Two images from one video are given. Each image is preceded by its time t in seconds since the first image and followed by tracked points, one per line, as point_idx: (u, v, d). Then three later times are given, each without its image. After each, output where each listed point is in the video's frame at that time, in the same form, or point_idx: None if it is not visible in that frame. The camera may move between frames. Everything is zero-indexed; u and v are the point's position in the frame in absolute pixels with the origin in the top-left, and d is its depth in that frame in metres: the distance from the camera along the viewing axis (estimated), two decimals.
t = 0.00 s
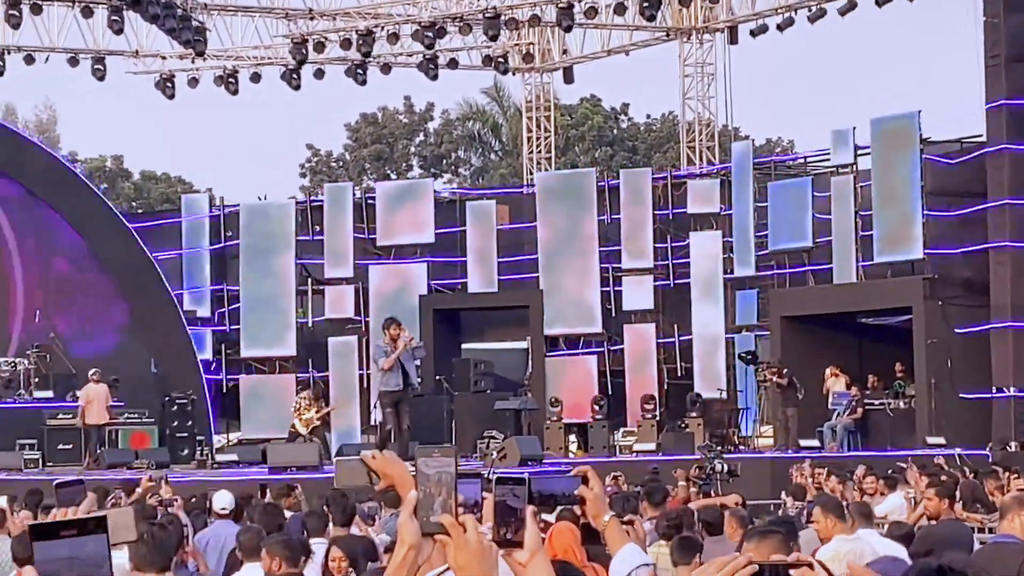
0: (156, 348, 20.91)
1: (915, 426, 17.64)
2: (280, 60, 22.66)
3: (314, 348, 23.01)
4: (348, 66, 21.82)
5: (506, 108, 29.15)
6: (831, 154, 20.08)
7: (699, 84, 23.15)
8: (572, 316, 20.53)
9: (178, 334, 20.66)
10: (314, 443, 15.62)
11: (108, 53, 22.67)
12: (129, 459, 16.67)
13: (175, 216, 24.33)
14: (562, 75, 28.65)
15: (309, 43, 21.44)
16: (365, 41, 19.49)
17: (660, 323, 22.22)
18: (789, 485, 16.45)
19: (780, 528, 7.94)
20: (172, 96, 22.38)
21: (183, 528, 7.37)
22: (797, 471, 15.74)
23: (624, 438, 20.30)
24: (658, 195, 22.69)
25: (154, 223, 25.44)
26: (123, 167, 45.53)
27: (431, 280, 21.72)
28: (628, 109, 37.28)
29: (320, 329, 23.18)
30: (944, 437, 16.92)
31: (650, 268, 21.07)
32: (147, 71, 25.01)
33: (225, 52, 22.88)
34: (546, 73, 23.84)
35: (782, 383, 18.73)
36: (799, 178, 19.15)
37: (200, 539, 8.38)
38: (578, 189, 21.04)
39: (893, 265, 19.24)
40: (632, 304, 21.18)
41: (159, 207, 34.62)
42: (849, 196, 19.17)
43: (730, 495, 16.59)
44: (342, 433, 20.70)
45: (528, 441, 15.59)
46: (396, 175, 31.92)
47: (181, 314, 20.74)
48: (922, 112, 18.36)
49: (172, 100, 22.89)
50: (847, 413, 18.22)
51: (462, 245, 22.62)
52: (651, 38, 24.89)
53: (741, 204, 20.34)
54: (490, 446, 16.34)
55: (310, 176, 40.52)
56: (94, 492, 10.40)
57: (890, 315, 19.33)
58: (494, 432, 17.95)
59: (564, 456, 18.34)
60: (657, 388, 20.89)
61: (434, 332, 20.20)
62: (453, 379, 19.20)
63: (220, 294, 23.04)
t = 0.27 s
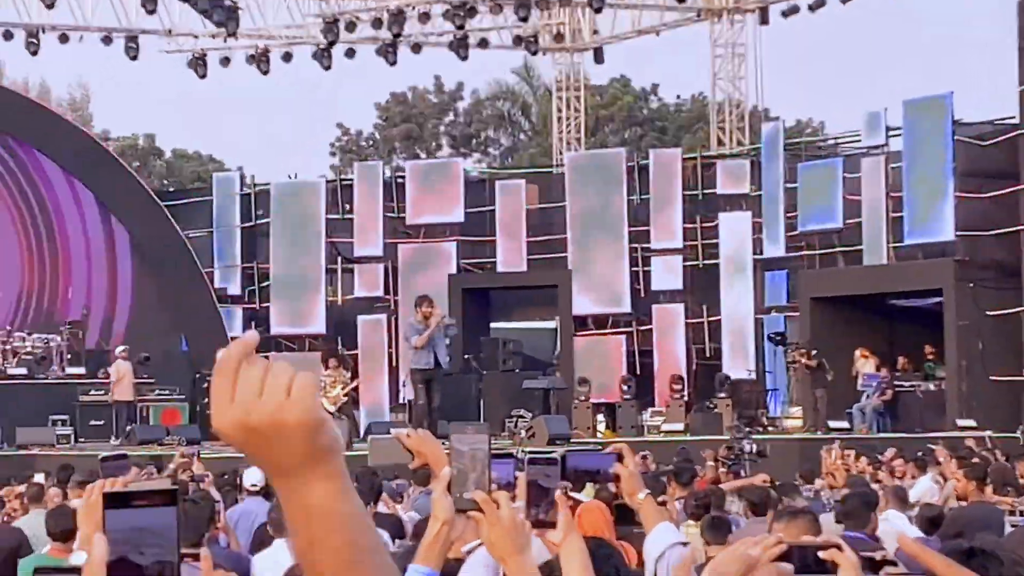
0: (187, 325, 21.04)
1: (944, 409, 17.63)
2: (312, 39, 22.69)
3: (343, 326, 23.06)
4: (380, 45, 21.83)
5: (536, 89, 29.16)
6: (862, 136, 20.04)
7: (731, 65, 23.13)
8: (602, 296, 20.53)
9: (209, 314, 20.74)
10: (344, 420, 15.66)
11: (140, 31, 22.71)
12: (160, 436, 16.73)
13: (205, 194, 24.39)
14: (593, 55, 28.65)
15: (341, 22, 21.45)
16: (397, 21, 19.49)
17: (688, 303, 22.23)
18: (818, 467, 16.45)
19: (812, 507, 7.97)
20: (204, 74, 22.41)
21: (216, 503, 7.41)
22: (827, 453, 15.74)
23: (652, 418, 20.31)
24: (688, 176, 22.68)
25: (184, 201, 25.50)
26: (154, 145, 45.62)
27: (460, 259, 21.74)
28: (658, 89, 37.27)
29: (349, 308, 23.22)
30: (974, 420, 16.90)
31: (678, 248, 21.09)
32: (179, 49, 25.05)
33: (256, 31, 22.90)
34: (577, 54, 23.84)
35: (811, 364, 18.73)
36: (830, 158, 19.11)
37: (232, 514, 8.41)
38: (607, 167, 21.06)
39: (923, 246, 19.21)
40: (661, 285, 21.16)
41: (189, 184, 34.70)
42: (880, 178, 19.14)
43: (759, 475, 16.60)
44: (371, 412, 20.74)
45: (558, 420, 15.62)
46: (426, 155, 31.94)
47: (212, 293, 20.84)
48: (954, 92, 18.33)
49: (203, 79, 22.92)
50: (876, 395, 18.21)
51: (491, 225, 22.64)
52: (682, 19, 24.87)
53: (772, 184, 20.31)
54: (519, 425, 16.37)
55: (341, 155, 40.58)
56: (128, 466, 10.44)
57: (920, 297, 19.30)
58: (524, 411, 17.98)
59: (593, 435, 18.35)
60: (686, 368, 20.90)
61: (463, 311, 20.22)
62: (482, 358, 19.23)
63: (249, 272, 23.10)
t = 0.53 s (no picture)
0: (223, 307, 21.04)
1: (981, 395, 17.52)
2: (349, 21, 22.63)
3: (378, 308, 23.04)
4: (416, 27, 21.76)
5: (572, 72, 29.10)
6: (901, 120, 19.91)
7: (768, 49, 23.02)
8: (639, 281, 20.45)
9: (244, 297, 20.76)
10: (379, 403, 15.64)
11: (177, 13, 22.67)
12: (196, 417, 16.72)
13: (241, 176, 24.38)
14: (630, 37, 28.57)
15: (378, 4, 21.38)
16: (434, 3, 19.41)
17: (724, 288, 22.14)
18: (856, 453, 16.37)
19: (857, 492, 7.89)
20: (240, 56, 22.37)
21: (255, 485, 7.37)
22: (865, 438, 15.65)
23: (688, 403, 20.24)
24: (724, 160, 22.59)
25: (220, 182, 25.50)
26: (190, 128, 45.68)
27: (495, 242, 21.67)
28: (695, 72, 37.17)
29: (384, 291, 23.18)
30: (1013, 406, 16.79)
31: (715, 233, 21.00)
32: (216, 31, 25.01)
33: (293, 13, 22.86)
34: (614, 36, 23.75)
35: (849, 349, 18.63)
36: (869, 141, 18.99)
37: (269, 497, 8.38)
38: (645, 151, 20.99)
39: (962, 232, 19.07)
40: (698, 269, 21.06)
41: (226, 165, 34.70)
42: (920, 162, 19.00)
43: (797, 459, 16.52)
44: (406, 395, 20.70)
45: (594, 403, 15.56)
46: (462, 137, 31.90)
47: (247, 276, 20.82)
48: (995, 77, 18.18)
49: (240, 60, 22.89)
50: (913, 380, 18.11)
51: (527, 208, 22.59)
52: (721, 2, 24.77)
53: (810, 168, 20.19)
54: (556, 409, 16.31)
55: (377, 136, 40.60)
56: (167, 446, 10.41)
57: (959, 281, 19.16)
58: (559, 395, 17.92)
59: (629, 419, 18.30)
60: (721, 353, 20.86)
61: (498, 294, 20.15)
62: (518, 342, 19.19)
63: (285, 253, 23.08)
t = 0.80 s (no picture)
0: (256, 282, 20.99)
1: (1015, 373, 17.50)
2: None
3: (411, 284, 23.07)
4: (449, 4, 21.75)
5: (605, 48, 29.09)
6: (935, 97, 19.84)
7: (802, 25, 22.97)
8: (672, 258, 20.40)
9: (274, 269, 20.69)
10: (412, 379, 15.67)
11: None
12: (229, 393, 16.76)
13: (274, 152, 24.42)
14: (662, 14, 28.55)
15: None
16: None
17: (757, 265, 22.11)
18: (889, 430, 16.35)
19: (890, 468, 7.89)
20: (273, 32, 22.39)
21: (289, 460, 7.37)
22: (898, 414, 15.64)
23: (720, 379, 20.22)
24: (757, 137, 22.55)
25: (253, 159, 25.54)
26: (222, 104, 45.81)
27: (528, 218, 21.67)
28: (726, 49, 37.15)
29: (417, 267, 23.21)
30: None
31: (747, 210, 20.96)
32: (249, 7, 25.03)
33: None
34: (647, 13, 23.72)
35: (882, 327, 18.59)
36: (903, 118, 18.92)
37: (302, 472, 8.40)
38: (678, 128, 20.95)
39: (997, 208, 19.00)
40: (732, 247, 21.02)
41: (258, 142, 34.77)
42: (954, 139, 18.93)
43: (829, 436, 16.51)
44: (438, 371, 20.72)
45: (627, 379, 15.56)
46: (494, 113, 31.91)
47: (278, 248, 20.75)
48: None
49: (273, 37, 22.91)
50: (947, 358, 18.07)
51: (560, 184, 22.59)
52: None
53: (844, 145, 20.13)
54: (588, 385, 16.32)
55: (408, 112, 40.64)
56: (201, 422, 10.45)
57: (993, 258, 19.10)
58: (592, 371, 17.92)
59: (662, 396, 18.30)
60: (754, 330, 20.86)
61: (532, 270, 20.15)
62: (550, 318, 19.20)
63: (318, 230, 23.12)
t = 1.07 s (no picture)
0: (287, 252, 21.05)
1: None
2: None
3: (442, 255, 23.13)
4: None
5: (636, 18, 29.10)
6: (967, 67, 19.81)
7: None
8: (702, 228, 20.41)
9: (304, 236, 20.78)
10: (443, 349, 15.73)
11: None
12: (261, 363, 16.85)
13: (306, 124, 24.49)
14: None
15: None
16: None
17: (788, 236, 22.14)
18: (918, 400, 16.37)
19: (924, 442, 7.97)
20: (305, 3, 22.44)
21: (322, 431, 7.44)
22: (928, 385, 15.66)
23: (751, 350, 20.25)
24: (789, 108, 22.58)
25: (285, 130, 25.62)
26: (255, 74, 45.87)
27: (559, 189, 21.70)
28: (759, 19, 37.13)
29: (449, 238, 23.29)
30: None
31: (779, 180, 20.95)
32: None
33: None
34: None
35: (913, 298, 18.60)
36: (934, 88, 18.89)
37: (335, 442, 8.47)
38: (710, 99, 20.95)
39: None
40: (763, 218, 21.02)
41: (290, 112, 34.87)
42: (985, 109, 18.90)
43: (858, 407, 16.54)
44: (469, 342, 20.79)
45: (657, 350, 15.61)
46: (526, 84, 31.95)
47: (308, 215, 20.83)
48: None
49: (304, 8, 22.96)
50: (978, 330, 18.11)
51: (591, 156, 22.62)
52: None
53: (875, 116, 20.10)
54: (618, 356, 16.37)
55: (441, 83, 40.71)
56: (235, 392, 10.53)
57: None
58: (623, 341, 17.98)
59: (692, 367, 18.35)
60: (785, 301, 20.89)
61: (562, 241, 20.19)
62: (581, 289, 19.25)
63: (350, 201, 23.18)
